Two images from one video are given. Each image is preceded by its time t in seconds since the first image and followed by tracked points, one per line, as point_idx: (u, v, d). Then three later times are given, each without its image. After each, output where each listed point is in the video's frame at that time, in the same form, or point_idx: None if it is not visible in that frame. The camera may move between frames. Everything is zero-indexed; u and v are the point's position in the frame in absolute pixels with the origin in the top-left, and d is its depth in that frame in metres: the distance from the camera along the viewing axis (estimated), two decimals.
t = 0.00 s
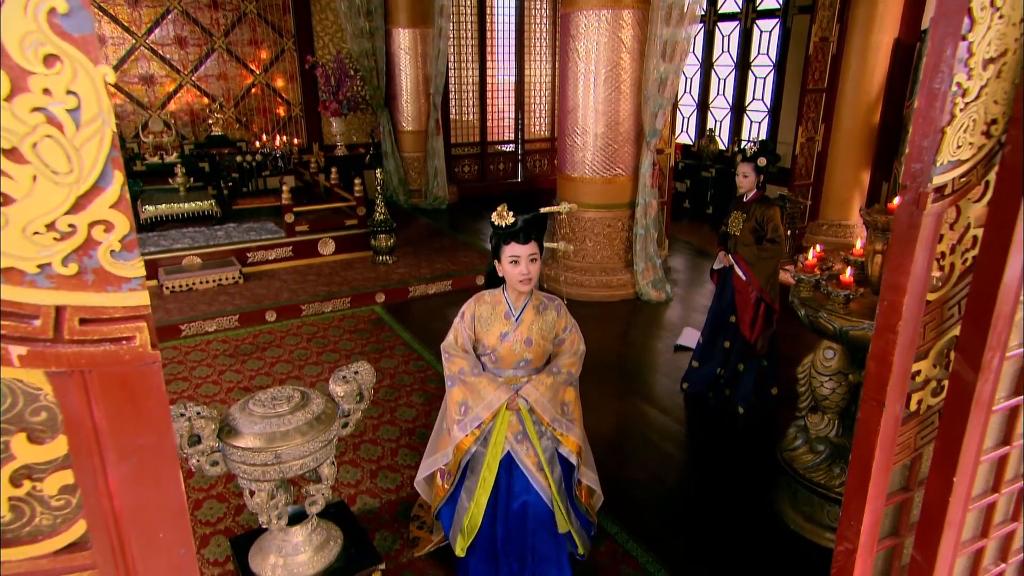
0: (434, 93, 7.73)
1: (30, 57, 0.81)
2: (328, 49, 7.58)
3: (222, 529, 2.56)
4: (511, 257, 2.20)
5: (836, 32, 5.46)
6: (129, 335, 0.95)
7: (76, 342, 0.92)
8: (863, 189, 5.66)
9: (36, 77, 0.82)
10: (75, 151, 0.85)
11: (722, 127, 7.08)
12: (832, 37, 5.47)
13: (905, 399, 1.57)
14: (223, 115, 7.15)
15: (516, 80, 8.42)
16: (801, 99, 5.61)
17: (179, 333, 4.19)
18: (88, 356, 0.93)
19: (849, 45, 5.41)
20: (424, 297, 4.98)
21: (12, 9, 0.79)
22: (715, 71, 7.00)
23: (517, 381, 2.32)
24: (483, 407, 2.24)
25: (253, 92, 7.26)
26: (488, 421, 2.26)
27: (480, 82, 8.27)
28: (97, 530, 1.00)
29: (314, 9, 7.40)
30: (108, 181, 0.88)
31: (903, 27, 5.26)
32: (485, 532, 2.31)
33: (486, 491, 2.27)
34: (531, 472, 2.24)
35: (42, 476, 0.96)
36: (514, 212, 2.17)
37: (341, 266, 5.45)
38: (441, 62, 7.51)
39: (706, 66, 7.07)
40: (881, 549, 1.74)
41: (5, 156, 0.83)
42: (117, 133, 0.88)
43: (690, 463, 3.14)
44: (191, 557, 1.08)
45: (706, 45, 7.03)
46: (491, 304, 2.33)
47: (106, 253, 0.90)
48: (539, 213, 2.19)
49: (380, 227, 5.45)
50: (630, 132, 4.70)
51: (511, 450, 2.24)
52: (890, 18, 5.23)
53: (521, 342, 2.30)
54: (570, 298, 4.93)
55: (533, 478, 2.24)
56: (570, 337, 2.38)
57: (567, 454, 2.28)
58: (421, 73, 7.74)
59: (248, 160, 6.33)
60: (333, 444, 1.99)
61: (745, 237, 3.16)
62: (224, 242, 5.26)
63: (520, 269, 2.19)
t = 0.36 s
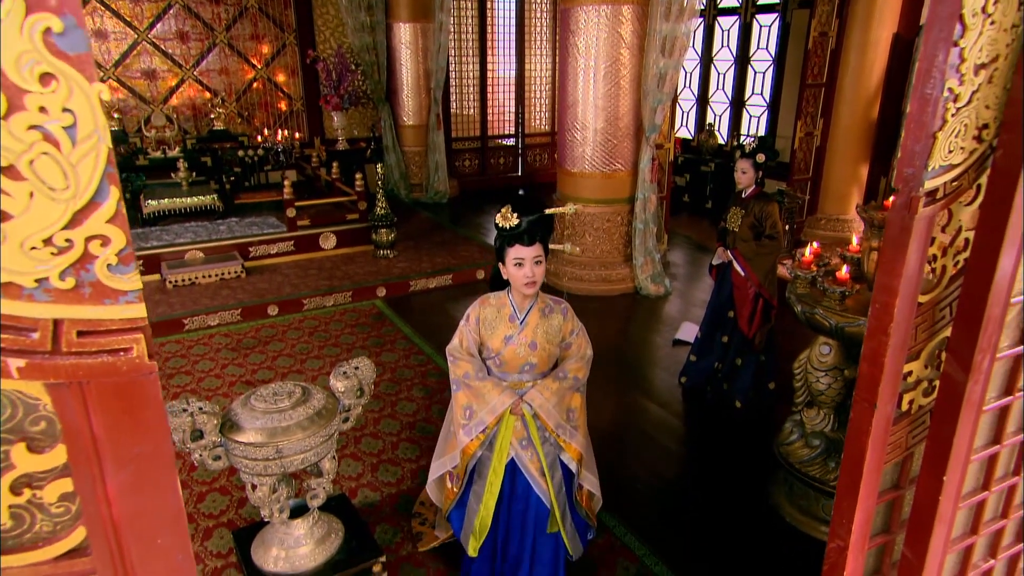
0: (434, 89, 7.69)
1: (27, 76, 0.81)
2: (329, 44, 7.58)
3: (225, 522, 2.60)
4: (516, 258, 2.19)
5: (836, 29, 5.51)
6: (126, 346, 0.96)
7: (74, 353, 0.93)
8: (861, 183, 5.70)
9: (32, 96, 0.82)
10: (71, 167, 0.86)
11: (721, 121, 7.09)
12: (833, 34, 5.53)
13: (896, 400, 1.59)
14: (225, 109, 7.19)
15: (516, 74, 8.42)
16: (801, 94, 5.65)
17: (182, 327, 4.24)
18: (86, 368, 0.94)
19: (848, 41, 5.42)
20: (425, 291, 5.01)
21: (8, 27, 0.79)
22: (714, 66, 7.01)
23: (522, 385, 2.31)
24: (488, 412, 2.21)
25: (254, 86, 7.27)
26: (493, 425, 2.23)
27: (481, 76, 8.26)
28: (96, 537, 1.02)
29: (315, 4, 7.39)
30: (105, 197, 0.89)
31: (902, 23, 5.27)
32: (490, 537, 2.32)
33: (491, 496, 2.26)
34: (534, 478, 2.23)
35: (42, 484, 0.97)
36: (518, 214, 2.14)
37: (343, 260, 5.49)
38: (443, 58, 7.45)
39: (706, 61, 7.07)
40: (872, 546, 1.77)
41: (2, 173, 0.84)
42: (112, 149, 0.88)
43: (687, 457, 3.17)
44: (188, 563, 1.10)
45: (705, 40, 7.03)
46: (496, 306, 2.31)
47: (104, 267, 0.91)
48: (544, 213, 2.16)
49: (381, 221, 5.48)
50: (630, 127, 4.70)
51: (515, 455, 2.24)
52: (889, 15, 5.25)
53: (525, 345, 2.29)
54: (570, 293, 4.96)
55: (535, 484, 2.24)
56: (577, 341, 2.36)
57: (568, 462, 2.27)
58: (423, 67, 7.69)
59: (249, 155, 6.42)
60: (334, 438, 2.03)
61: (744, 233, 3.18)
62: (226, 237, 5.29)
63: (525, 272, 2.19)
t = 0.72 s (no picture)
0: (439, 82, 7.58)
1: (27, 94, 0.83)
2: (332, 38, 7.56)
3: (230, 514, 2.65)
4: (521, 259, 2.20)
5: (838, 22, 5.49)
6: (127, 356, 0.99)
7: (76, 364, 0.95)
8: (863, 178, 5.70)
9: (32, 113, 0.84)
10: (71, 182, 0.88)
11: (724, 115, 7.09)
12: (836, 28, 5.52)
13: (893, 401, 1.60)
14: (229, 104, 7.22)
15: (519, 69, 8.40)
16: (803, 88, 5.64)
17: (187, 321, 4.27)
18: (87, 378, 0.96)
19: (851, 36, 5.41)
20: (428, 285, 5.04)
21: (8, 46, 0.81)
22: (717, 60, 6.98)
23: (528, 387, 2.33)
24: (493, 414, 2.24)
25: (258, 80, 7.27)
26: (498, 428, 2.25)
27: (484, 70, 8.23)
28: (98, 541, 1.05)
29: None
30: (104, 211, 0.91)
31: (906, 17, 5.24)
32: (496, 542, 2.34)
33: (498, 498, 2.28)
34: (539, 480, 2.24)
35: (45, 492, 1.00)
36: (522, 214, 2.16)
37: (347, 254, 5.51)
38: (446, 52, 7.43)
39: (709, 55, 7.05)
40: (868, 545, 1.79)
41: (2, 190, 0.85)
42: (112, 163, 0.90)
43: (688, 451, 3.19)
44: (190, 566, 1.14)
45: (709, 34, 7.00)
46: (501, 308, 2.33)
47: (104, 280, 0.93)
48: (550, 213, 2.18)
49: (384, 216, 5.50)
50: (632, 121, 4.70)
51: (520, 458, 2.24)
52: (892, 10, 5.23)
53: (530, 347, 2.30)
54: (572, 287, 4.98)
55: (540, 487, 2.24)
56: (583, 342, 2.36)
57: (574, 464, 2.25)
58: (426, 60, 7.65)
59: (253, 149, 6.46)
60: (337, 433, 2.06)
61: (745, 229, 3.19)
62: (231, 231, 5.33)
63: (530, 274, 2.20)
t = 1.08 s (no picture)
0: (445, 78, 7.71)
1: (37, 112, 0.87)
2: (340, 35, 7.58)
3: (239, 505, 2.71)
4: (529, 261, 2.24)
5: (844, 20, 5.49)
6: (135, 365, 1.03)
7: (85, 372, 1.00)
8: (867, 174, 5.74)
9: (42, 130, 0.88)
10: (80, 197, 0.93)
11: (728, 111, 7.08)
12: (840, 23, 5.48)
13: (890, 404, 1.62)
14: (239, 100, 7.23)
15: (526, 66, 8.40)
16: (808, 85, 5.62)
17: (198, 315, 4.34)
18: (96, 386, 1.01)
19: (856, 34, 5.43)
20: (435, 279, 5.09)
21: (20, 65, 0.85)
22: (722, 57, 6.97)
23: (535, 387, 2.37)
24: (499, 414, 2.27)
25: (267, 77, 7.31)
26: (504, 428, 2.28)
27: (490, 66, 8.24)
28: (109, 544, 1.10)
29: None
30: (112, 224, 0.96)
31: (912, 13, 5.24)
32: (503, 541, 2.36)
33: (504, 497, 2.32)
34: (544, 480, 2.29)
35: (57, 495, 1.06)
36: (529, 214, 2.19)
37: (354, 249, 5.57)
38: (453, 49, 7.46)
39: (714, 52, 7.03)
40: (865, 543, 1.82)
41: (15, 205, 0.90)
42: (119, 179, 0.95)
43: (690, 446, 3.23)
44: (196, 567, 1.19)
45: (714, 31, 6.97)
46: (509, 308, 2.37)
47: (112, 291, 0.98)
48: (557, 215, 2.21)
49: (391, 212, 5.55)
50: (637, 118, 4.72)
51: (526, 458, 2.29)
52: (897, 8, 5.24)
53: (537, 346, 2.34)
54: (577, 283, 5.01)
55: (545, 486, 2.29)
56: (590, 343, 2.39)
57: (579, 466, 2.28)
58: (433, 58, 7.73)
59: (262, 145, 6.57)
60: (344, 427, 2.11)
61: (749, 226, 3.21)
62: (240, 226, 5.39)
63: (538, 275, 2.24)
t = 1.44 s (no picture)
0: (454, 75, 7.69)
1: (49, 126, 0.91)
2: (350, 31, 7.60)
3: (250, 498, 2.76)
4: (539, 261, 2.26)
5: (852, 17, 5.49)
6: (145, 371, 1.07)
7: (97, 378, 1.03)
8: (875, 172, 5.72)
9: (55, 144, 0.92)
10: (91, 209, 0.96)
11: (736, 108, 7.07)
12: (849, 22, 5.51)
13: (892, 406, 1.64)
14: (250, 96, 7.29)
15: (534, 62, 8.40)
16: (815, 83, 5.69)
17: (209, 310, 4.39)
18: (108, 393, 1.04)
19: (865, 31, 5.41)
20: (443, 274, 5.13)
21: (34, 81, 0.89)
22: (730, 53, 6.94)
23: (544, 386, 2.40)
24: (508, 413, 2.30)
25: (278, 73, 7.35)
26: (513, 427, 2.32)
27: (499, 62, 8.24)
28: (120, 544, 1.14)
29: None
30: (123, 234, 0.99)
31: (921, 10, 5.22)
32: (511, 539, 2.40)
33: (513, 496, 2.35)
34: (552, 479, 2.32)
35: (70, 497, 1.09)
36: (539, 215, 2.22)
37: (363, 245, 5.61)
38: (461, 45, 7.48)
39: (723, 48, 7.00)
40: (867, 542, 1.85)
41: (28, 217, 0.94)
42: (130, 190, 0.98)
43: (695, 443, 3.25)
44: (205, 567, 1.23)
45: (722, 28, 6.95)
46: (519, 307, 2.40)
47: (123, 300, 1.01)
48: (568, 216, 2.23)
49: (400, 207, 5.58)
50: (644, 115, 4.74)
51: (535, 458, 2.32)
52: (905, 6, 5.21)
53: (547, 345, 2.37)
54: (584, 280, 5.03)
55: (553, 485, 2.32)
56: (600, 342, 2.42)
57: (588, 464, 2.31)
58: (441, 54, 7.75)
59: (273, 141, 6.63)
60: (353, 422, 2.15)
61: (756, 225, 3.22)
62: (251, 222, 5.44)
63: (548, 275, 2.26)
